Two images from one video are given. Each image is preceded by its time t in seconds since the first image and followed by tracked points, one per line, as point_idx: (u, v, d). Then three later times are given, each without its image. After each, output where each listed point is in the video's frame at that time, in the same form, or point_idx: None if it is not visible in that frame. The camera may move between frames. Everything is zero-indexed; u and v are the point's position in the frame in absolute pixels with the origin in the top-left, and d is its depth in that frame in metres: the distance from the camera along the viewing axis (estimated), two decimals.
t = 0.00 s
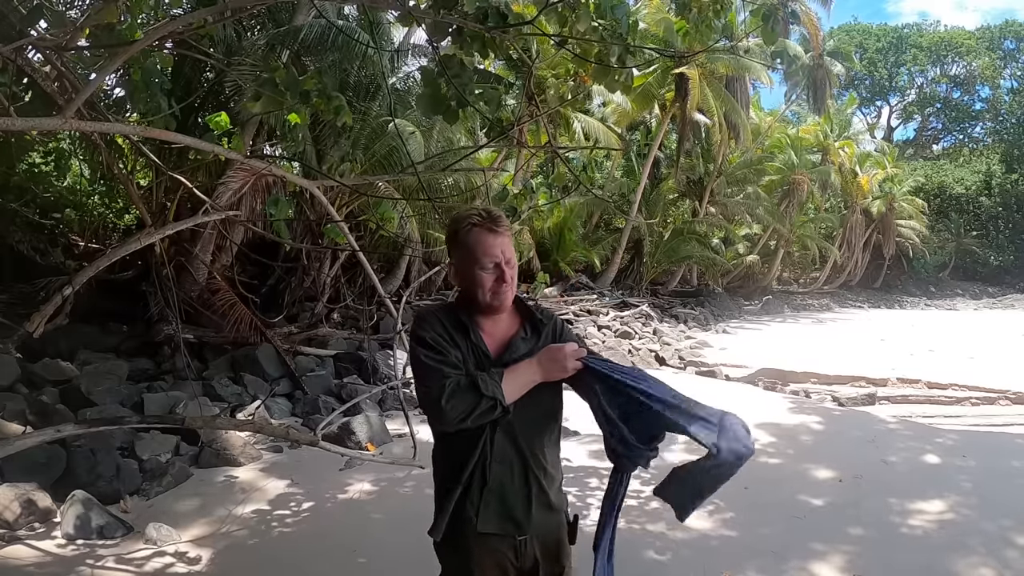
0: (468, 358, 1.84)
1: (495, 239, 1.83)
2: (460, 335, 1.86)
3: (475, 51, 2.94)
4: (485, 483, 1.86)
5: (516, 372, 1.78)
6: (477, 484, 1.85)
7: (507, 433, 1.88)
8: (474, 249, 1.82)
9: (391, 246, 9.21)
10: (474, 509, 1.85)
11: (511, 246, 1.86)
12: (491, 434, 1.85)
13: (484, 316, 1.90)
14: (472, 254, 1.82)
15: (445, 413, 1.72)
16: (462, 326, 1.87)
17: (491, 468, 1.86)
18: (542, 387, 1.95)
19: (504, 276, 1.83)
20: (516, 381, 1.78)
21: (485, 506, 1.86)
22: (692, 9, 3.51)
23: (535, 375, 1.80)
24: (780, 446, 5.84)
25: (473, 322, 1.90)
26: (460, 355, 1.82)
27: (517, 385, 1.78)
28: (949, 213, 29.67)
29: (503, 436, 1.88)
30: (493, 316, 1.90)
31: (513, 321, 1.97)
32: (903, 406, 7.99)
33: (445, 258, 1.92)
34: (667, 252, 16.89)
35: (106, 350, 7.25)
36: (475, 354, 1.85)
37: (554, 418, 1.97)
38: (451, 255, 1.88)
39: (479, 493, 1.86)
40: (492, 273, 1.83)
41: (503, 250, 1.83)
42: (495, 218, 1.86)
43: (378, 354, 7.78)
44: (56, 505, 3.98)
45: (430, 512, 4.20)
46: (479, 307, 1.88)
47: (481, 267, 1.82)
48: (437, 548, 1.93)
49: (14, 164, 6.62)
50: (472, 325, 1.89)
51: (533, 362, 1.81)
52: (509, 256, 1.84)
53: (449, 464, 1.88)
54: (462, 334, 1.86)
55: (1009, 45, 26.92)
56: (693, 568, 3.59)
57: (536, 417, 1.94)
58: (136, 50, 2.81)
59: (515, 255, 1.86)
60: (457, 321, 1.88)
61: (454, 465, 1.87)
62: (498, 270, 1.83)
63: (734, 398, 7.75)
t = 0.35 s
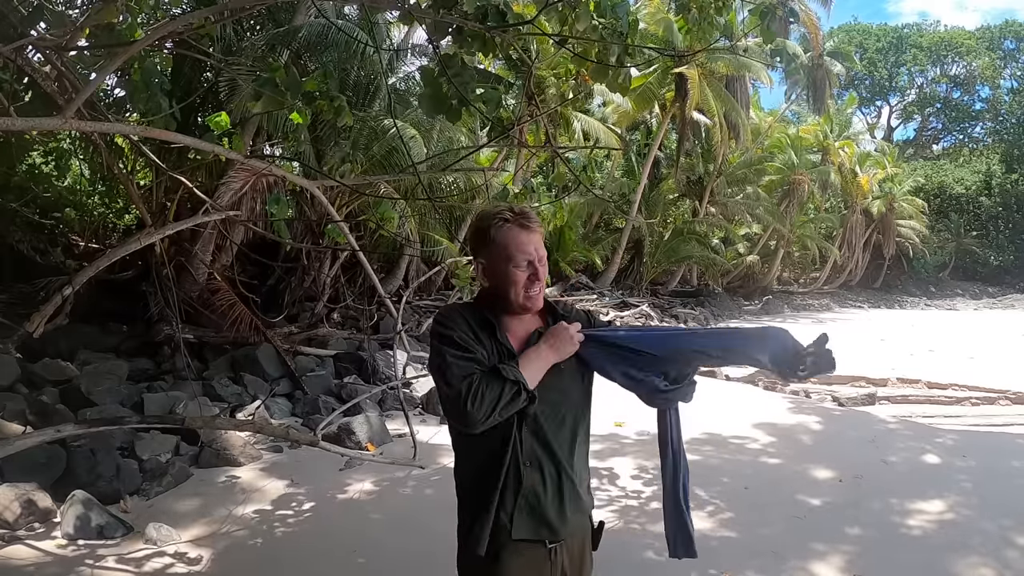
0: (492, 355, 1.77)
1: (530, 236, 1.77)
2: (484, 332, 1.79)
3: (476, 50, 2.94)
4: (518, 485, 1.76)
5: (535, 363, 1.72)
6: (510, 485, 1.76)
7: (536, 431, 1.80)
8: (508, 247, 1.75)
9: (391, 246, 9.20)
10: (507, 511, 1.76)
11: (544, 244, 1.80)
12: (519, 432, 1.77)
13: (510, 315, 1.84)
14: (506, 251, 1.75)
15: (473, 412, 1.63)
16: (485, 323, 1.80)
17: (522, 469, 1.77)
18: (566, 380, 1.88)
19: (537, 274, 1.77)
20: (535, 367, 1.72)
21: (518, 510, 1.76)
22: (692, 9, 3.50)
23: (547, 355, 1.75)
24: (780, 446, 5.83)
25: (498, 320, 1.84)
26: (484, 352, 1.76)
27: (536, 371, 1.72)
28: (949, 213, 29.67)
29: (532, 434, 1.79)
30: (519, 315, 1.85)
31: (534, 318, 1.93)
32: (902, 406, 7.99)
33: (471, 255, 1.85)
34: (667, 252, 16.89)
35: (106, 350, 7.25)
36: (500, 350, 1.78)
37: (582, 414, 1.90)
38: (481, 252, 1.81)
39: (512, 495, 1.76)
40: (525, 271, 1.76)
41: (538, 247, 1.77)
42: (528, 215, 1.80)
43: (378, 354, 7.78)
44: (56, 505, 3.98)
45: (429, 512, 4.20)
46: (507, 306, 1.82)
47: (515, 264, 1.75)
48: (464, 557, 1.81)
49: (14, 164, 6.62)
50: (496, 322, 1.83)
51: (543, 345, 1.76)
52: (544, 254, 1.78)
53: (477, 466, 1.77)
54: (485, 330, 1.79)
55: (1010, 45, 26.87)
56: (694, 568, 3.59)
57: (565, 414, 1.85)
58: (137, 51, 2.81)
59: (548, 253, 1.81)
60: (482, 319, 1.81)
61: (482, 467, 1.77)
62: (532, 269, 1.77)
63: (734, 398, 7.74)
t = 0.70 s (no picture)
0: (507, 367, 1.69)
1: (504, 226, 1.70)
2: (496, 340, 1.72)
3: (476, 50, 2.93)
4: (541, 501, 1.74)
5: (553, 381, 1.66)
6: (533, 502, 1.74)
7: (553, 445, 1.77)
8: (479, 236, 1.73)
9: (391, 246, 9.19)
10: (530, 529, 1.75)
11: (524, 236, 1.71)
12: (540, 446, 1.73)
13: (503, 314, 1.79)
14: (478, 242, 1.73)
15: (499, 434, 1.55)
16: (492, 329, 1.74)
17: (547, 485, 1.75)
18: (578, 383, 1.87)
19: (509, 267, 1.71)
20: (556, 381, 1.66)
21: (543, 526, 1.75)
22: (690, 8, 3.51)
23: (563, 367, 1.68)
24: (780, 446, 5.83)
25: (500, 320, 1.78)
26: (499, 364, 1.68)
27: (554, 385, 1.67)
28: (949, 213, 29.67)
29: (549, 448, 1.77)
30: (512, 314, 1.79)
31: (536, 319, 1.88)
32: (902, 406, 7.99)
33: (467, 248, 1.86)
34: (667, 252, 16.89)
35: (106, 350, 7.25)
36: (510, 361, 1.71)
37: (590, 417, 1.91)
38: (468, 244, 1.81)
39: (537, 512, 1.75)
40: (495, 263, 1.72)
41: (512, 239, 1.70)
42: (509, 206, 1.74)
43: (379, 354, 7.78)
44: (56, 505, 3.98)
45: (430, 512, 4.20)
46: (495, 303, 1.77)
47: (484, 255, 1.73)
48: None
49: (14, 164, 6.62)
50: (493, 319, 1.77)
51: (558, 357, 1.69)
52: (516, 247, 1.70)
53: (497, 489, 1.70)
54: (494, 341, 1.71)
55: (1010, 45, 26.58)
56: (694, 568, 3.58)
57: (579, 421, 1.85)
58: (136, 51, 2.80)
59: (530, 246, 1.71)
60: (491, 321, 1.75)
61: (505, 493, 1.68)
62: (502, 260, 1.71)
63: (734, 398, 7.75)
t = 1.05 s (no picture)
0: (490, 389, 1.66)
1: (510, 221, 1.66)
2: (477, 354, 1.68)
3: (474, 50, 2.94)
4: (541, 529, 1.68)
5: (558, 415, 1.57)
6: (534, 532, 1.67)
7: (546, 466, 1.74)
8: (480, 233, 1.65)
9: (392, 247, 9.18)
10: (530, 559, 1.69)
11: (527, 232, 1.69)
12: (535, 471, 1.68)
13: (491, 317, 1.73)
14: (479, 238, 1.65)
15: (485, 479, 1.47)
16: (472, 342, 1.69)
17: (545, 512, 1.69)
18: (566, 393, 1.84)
19: (516, 264, 1.67)
20: (565, 421, 1.57)
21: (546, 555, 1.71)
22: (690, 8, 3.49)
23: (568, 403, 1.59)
24: (779, 446, 5.84)
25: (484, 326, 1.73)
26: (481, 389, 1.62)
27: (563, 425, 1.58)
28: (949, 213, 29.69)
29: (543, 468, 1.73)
30: (502, 318, 1.74)
31: (519, 323, 1.84)
32: (902, 406, 7.99)
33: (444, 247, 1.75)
34: (667, 252, 16.89)
35: (106, 350, 7.26)
36: (495, 377, 1.68)
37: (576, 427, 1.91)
38: (452, 242, 1.71)
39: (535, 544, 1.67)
40: (501, 262, 1.66)
41: (519, 236, 1.67)
42: (506, 199, 1.69)
43: (379, 354, 7.77)
44: (56, 505, 3.98)
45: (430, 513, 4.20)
46: (483, 308, 1.70)
47: (488, 253, 1.65)
48: None
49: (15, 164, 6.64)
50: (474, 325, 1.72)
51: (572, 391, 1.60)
52: (520, 243, 1.67)
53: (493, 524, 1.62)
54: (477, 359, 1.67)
55: (1008, 56, 25.86)
56: (693, 568, 3.59)
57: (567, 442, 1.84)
58: (136, 51, 2.80)
59: (530, 243, 1.70)
60: (474, 329, 1.70)
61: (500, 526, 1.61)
62: (510, 258, 1.66)
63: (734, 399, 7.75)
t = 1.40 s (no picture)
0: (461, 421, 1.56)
1: (514, 203, 1.67)
2: (456, 372, 1.59)
3: (472, 50, 2.94)
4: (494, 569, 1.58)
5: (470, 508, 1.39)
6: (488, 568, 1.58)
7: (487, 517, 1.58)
8: (489, 215, 1.60)
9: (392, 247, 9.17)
10: None
11: (528, 215, 1.70)
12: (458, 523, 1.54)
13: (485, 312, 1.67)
14: (488, 219, 1.60)
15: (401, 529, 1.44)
16: (454, 353, 1.61)
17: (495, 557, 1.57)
18: (544, 392, 1.78)
19: (526, 246, 1.65)
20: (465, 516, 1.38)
21: None
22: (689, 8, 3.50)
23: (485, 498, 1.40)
24: (779, 446, 5.84)
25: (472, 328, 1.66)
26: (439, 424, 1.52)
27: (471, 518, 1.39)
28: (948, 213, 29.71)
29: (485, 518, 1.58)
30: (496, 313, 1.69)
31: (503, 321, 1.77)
32: (902, 406, 8.00)
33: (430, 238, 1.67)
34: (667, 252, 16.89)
35: (106, 350, 7.26)
36: (459, 403, 1.57)
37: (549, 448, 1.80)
38: (453, 231, 1.62)
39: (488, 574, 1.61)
40: (513, 244, 1.63)
41: (523, 218, 1.67)
42: (501, 182, 1.69)
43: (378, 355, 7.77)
44: (56, 505, 3.98)
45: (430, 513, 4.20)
46: (478, 301, 1.65)
47: (501, 234, 1.61)
48: None
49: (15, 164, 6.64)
50: (462, 325, 1.65)
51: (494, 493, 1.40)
52: (523, 226, 1.67)
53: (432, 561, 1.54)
54: (443, 385, 1.55)
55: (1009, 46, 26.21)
56: (693, 568, 3.58)
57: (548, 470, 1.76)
58: (136, 51, 2.81)
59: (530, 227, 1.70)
60: (462, 335, 1.63)
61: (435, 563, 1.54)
62: (520, 239, 1.64)
63: (734, 399, 7.75)
